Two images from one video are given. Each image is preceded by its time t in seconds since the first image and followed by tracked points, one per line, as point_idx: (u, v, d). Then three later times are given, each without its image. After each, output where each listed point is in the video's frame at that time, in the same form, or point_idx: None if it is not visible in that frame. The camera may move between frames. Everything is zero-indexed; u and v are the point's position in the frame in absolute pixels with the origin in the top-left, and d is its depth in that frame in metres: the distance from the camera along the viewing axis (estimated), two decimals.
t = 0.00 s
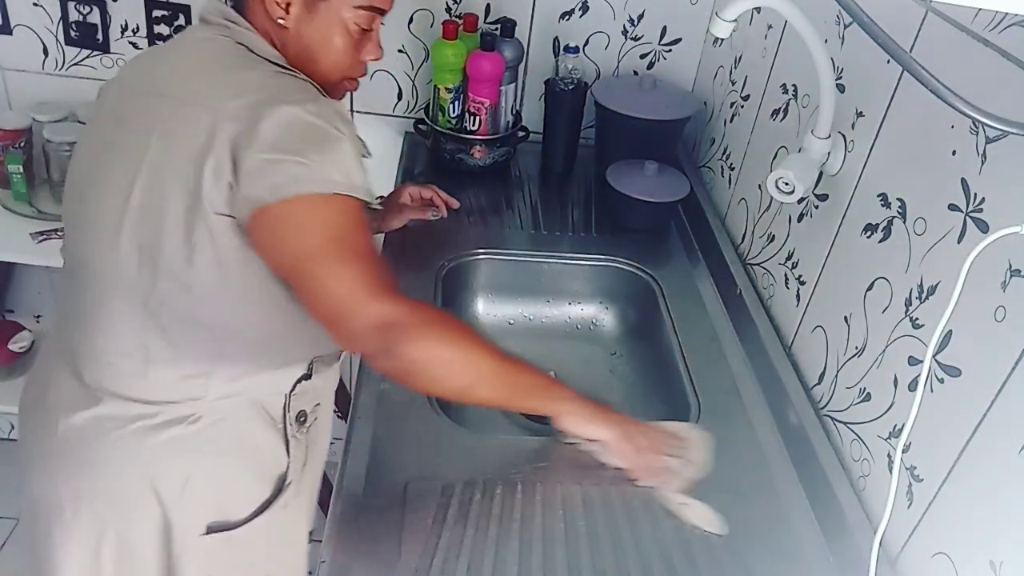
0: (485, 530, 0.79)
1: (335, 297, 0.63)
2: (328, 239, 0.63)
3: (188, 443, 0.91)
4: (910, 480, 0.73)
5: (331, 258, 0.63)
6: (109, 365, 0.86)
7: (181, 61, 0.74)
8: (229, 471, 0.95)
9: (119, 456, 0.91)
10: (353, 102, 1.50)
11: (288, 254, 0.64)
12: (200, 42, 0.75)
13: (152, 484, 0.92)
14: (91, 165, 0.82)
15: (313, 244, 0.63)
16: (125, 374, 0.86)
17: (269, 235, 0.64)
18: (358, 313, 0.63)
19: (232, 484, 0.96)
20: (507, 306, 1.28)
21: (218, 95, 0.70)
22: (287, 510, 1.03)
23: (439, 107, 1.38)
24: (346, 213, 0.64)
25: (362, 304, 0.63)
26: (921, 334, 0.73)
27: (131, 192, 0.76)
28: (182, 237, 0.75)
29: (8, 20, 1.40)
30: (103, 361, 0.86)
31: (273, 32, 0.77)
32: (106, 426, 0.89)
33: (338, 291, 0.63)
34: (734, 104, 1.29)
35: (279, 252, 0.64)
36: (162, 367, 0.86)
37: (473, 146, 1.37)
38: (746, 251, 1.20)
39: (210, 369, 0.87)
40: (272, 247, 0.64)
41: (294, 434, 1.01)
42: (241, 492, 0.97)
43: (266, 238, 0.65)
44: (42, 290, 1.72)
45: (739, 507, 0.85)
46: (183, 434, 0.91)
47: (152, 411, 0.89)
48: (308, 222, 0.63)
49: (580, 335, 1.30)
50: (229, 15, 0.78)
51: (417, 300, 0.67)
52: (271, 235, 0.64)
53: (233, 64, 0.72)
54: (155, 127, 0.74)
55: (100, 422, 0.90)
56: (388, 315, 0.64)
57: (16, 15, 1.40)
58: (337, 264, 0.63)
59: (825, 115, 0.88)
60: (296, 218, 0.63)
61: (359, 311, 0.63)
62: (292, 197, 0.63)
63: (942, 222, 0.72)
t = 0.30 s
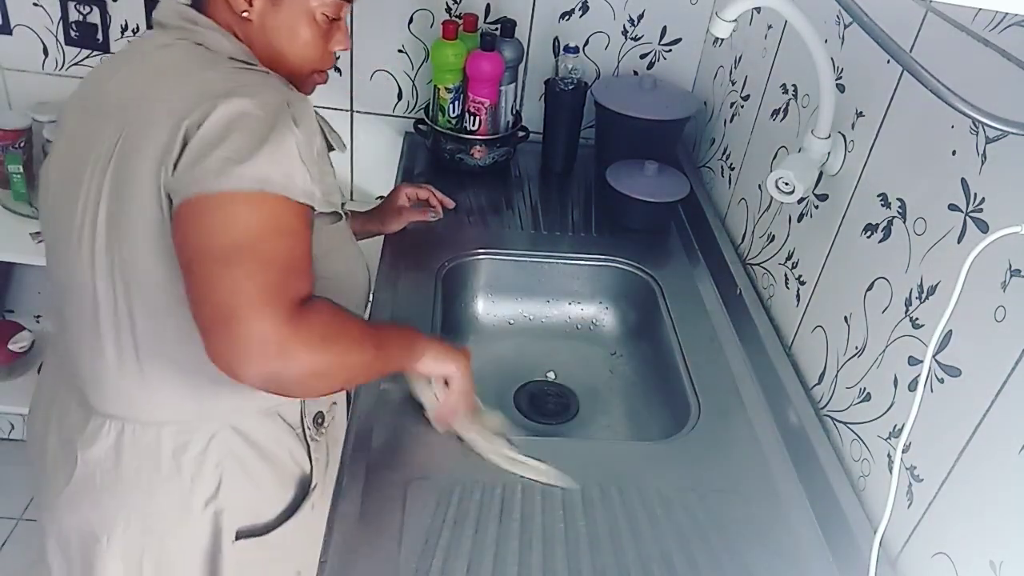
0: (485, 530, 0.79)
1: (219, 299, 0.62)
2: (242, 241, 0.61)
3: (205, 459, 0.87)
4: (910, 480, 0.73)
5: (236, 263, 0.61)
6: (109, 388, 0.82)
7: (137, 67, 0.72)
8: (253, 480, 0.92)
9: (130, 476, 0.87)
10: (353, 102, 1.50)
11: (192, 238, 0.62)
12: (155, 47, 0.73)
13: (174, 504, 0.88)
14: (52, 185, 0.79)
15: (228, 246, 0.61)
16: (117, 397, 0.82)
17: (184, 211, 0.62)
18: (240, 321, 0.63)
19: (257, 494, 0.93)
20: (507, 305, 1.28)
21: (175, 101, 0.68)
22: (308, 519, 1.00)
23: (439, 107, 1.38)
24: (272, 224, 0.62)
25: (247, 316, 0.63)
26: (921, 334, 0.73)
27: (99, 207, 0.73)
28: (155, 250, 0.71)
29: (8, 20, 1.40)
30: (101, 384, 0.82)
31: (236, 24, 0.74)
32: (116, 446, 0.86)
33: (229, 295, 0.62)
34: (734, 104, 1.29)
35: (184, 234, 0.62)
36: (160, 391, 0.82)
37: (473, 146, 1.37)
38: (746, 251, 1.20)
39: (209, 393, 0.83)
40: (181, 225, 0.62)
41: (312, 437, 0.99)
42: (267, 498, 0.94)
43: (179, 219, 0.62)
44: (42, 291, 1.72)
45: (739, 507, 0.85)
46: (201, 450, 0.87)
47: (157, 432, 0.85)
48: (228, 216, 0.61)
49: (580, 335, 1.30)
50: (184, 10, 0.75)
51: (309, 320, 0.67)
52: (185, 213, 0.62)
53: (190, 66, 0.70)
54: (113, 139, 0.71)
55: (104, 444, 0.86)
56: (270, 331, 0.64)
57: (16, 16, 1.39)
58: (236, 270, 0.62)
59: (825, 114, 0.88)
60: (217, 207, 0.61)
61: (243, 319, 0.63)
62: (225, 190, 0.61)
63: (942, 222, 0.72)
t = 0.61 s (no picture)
0: (485, 530, 0.79)
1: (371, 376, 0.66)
2: (359, 325, 0.63)
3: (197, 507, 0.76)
4: (910, 480, 0.73)
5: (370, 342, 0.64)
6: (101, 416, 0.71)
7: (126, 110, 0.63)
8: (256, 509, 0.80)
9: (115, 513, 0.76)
10: (353, 102, 1.50)
11: (317, 351, 0.62)
12: (149, 88, 0.63)
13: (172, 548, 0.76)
14: (35, 235, 0.70)
15: (340, 337, 0.62)
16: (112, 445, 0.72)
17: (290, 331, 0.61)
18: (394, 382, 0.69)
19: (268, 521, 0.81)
20: (506, 305, 1.29)
21: (186, 159, 0.59)
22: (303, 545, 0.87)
23: (439, 107, 1.38)
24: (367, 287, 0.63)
25: (397, 375, 0.68)
26: (921, 334, 0.73)
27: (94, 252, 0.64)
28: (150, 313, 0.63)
29: (8, 20, 1.40)
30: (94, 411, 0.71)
31: (233, 50, 0.67)
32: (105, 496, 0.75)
33: (360, 374, 0.66)
34: (735, 104, 1.29)
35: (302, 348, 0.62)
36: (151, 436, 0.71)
37: (472, 146, 1.37)
38: (746, 251, 1.20)
39: (209, 446, 0.74)
40: (292, 341, 0.61)
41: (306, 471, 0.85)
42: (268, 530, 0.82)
43: (284, 336, 0.61)
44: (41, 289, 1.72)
45: (739, 508, 0.85)
46: (196, 499, 0.76)
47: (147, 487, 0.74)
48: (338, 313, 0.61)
49: (580, 334, 1.30)
50: (176, 46, 0.66)
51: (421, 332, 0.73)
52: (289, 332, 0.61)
53: (195, 114, 0.61)
54: (98, 191, 0.62)
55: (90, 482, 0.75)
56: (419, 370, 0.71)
57: (15, 15, 1.39)
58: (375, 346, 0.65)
59: (825, 115, 0.88)
60: (323, 313, 0.61)
61: (394, 382, 0.68)
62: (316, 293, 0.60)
63: (942, 222, 0.72)
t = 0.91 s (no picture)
0: (485, 530, 0.79)
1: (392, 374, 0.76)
2: (378, 333, 0.72)
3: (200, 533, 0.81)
4: (910, 480, 0.73)
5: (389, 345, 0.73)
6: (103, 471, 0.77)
7: (97, 153, 0.67)
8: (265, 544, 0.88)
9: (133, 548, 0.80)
10: (353, 102, 1.50)
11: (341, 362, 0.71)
12: (113, 125, 0.68)
13: None
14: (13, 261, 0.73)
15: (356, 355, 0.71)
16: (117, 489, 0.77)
17: (315, 349, 0.69)
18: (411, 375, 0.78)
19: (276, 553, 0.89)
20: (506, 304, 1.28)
21: (161, 208, 0.64)
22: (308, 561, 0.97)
23: (439, 107, 1.38)
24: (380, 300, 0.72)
25: (415, 369, 0.78)
26: (921, 334, 0.73)
27: (80, 327, 0.69)
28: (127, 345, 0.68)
29: (8, 19, 1.40)
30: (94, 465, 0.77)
31: (220, 59, 0.71)
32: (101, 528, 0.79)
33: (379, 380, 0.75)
34: (735, 104, 1.29)
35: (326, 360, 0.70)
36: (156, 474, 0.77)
37: (472, 146, 1.37)
38: (746, 251, 1.20)
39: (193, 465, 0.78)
40: (318, 363, 0.70)
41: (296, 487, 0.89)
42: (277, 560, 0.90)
43: (310, 352, 0.69)
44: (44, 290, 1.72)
45: (738, 508, 0.85)
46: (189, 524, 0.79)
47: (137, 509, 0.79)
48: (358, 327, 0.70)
49: (580, 334, 1.29)
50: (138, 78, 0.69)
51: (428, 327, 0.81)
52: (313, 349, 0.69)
53: (164, 151, 0.66)
54: (78, 234, 0.66)
55: (98, 527, 0.80)
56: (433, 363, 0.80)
57: (14, 15, 1.39)
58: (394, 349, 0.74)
59: (824, 115, 0.88)
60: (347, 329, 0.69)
61: (412, 375, 0.78)
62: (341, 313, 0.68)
63: (942, 222, 0.72)
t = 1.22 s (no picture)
0: (485, 530, 0.79)
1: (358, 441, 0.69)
2: (342, 395, 0.65)
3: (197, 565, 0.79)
4: (910, 481, 0.73)
5: (355, 408, 0.66)
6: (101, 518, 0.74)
7: (57, 187, 0.62)
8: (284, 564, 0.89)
9: None
10: (353, 102, 1.50)
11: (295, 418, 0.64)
12: (71, 152, 0.62)
13: None
14: None
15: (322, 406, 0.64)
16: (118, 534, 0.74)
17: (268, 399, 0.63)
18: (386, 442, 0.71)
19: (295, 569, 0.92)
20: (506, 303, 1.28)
21: (134, 240, 0.60)
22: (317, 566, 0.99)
23: (439, 107, 1.38)
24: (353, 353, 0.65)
25: (388, 437, 0.71)
26: (921, 334, 0.73)
27: (55, 381, 0.65)
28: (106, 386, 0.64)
29: (8, 20, 1.40)
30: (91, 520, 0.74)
31: (177, 63, 0.65)
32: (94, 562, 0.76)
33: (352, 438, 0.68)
34: (734, 104, 1.29)
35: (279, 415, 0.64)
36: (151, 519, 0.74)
37: (473, 146, 1.37)
38: (746, 251, 1.20)
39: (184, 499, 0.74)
40: (281, 413, 0.64)
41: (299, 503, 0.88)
42: None
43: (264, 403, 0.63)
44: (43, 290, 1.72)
45: (739, 508, 0.85)
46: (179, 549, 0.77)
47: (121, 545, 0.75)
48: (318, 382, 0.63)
49: (580, 334, 1.29)
50: (86, 95, 0.63)
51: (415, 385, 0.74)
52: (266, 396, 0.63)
53: (130, 172, 0.61)
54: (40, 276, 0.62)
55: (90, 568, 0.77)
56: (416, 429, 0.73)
57: (13, 15, 1.39)
58: (362, 413, 0.67)
59: (825, 116, 0.88)
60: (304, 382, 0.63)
61: (385, 444, 0.71)
62: (297, 362, 0.61)
63: (942, 222, 0.73)
